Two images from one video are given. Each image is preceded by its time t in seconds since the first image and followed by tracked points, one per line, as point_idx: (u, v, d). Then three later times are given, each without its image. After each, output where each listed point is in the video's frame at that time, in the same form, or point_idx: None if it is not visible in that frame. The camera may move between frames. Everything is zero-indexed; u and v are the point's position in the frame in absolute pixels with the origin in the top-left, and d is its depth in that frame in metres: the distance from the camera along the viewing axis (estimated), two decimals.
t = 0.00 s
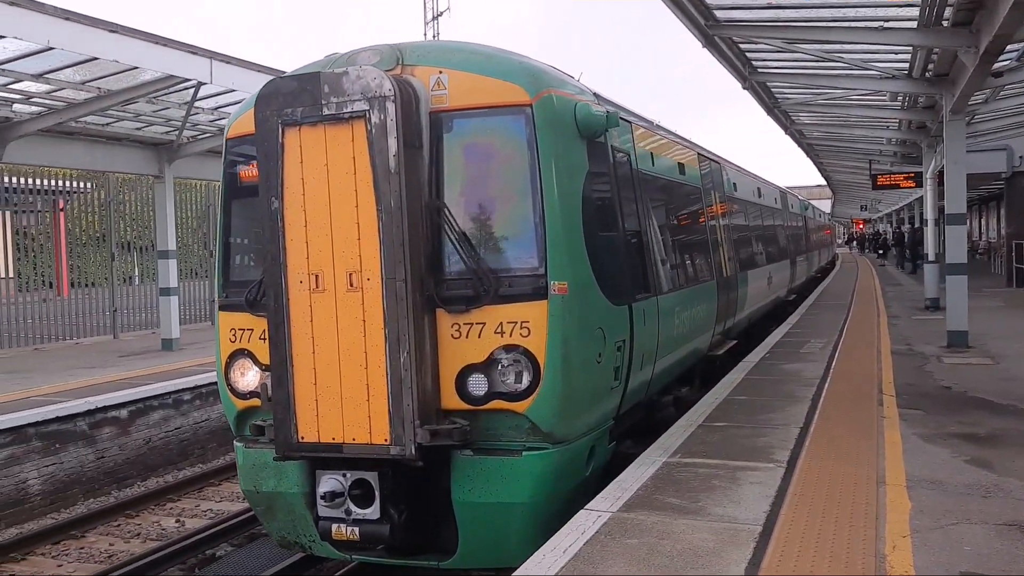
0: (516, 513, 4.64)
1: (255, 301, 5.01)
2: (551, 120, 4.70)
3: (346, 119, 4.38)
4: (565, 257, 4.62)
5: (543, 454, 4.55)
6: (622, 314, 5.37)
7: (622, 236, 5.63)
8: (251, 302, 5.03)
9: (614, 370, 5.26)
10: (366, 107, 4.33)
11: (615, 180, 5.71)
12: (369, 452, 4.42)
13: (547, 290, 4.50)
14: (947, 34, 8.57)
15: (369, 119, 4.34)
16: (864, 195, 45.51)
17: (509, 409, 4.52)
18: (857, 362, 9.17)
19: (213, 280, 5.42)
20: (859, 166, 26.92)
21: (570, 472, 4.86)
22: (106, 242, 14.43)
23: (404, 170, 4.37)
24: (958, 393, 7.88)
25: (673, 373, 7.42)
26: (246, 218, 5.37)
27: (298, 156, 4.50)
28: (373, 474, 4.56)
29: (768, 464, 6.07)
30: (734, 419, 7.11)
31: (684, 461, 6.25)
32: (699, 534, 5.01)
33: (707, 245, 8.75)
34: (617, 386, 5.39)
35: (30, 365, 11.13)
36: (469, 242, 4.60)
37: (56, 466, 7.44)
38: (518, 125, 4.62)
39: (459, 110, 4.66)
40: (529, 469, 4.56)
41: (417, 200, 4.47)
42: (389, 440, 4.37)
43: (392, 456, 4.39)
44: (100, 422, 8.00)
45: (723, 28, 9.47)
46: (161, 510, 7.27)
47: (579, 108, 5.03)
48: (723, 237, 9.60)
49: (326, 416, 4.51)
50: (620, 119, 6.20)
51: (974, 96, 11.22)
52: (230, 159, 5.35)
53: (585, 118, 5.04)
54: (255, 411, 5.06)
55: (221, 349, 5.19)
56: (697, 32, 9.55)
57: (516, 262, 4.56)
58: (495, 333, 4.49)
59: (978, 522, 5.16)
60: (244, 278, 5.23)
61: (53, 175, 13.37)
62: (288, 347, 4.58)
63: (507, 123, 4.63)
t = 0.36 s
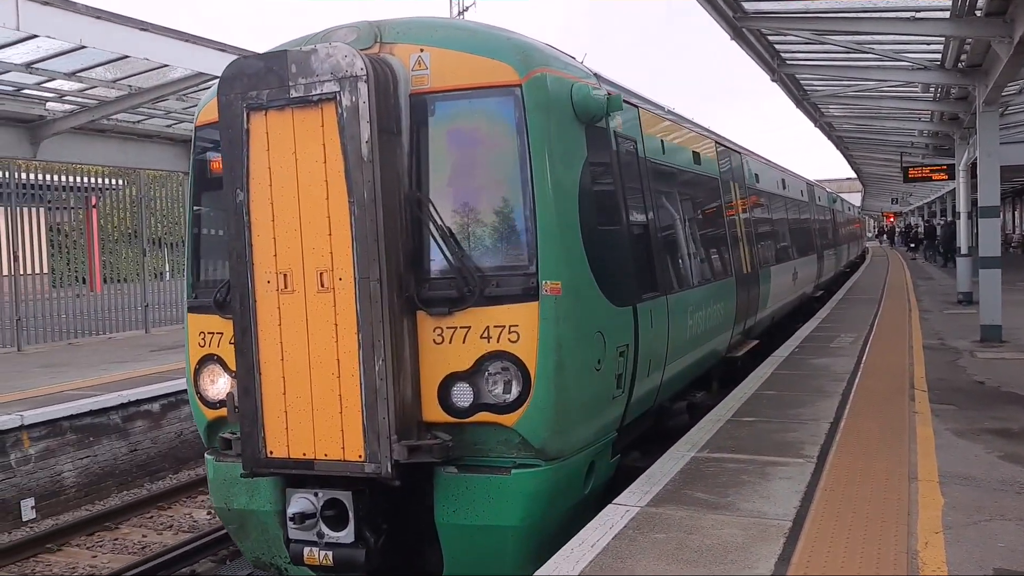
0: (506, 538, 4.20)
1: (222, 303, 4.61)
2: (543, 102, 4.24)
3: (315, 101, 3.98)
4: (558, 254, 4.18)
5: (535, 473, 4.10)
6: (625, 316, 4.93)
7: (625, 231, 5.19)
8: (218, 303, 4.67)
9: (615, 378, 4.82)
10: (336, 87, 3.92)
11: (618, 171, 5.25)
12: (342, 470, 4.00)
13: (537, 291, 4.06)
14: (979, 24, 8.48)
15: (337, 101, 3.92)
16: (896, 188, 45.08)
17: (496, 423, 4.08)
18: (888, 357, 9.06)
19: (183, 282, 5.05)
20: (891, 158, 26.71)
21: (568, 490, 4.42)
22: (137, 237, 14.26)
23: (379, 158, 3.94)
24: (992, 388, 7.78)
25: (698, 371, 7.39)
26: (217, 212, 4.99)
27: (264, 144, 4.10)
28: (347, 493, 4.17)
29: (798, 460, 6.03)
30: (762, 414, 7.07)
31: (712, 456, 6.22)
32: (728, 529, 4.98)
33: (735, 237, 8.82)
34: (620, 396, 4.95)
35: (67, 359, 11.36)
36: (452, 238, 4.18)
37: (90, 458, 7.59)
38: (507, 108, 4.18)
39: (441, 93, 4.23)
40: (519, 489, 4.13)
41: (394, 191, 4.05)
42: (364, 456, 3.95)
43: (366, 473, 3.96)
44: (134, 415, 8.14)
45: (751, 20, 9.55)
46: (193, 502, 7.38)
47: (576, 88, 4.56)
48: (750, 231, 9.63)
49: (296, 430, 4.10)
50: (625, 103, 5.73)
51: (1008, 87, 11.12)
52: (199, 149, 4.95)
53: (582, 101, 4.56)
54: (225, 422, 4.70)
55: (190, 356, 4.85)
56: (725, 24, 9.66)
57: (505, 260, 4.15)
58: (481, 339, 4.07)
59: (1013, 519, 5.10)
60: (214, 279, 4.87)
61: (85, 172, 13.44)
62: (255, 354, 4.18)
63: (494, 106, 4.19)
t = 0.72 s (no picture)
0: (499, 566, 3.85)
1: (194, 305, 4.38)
2: (537, 85, 3.88)
3: (287, 86, 3.71)
4: (555, 252, 3.82)
5: (531, 494, 3.75)
6: (634, 320, 4.54)
7: (635, 226, 4.78)
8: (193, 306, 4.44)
9: (623, 388, 4.43)
10: (308, 69, 3.64)
11: (627, 160, 4.85)
12: (317, 490, 3.73)
13: (532, 293, 3.71)
14: None
15: (310, 86, 3.65)
16: (936, 180, 44.39)
17: (486, 439, 3.74)
18: (930, 352, 8.90)
19: (158, 279, 4.90)
20: (932, 151, 26.33)
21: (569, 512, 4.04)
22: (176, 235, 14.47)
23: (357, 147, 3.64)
24: None
25: (717, 380, 6.87)
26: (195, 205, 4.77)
27: (234, 133, 3.85)
28: (323, 516, 3.86)
29: (837, 457, 5.95)
30: (800, 411, 6.99)
31: (750, 452, 6.16)
32: (765, 526, 4.93)
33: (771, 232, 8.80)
34: (629, 406, 4.56)
35: (109, 353, 11.58)
36: (436, 236, 3.84)
37: (131, 452, 7.73)
38: (499, 92, 3.83)
39: (426, 76, 3.90)
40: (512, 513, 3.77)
41: (374, 183, 3.75)
42: (341, 476, 3.68)
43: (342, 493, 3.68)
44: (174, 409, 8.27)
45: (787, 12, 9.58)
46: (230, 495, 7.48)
47: (577, 69, 4.19)
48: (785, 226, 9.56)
49: (269, 446, 3.85)
50: (635, 86, 5.31)
51: None
52: (173, 137, 4.74)
53: (585, 84, 4.20)
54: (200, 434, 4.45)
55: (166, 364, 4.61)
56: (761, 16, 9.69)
57: (496, 259, 3.80)
58: (470, 346, 3.73)
59: None
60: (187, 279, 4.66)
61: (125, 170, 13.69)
62: (225, 363, 3.93)
63: (484, 90, 3.85)
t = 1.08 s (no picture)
0: None
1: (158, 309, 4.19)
2: (526, 66, 3.61)
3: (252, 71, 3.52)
4: (545, 252, 3.57)
5: (516, 518, 3.51)
6: (637, 326, 4.26)
7: (639, 221, 4.52)
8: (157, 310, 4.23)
9: (624, 398, 4.16)
10: (273, 51, 3.45)
11: (630, 151, 4.59)
12: (285, 512, 3.56)
13: (518, 296, 3.47)
14: None
15: (275, 71, 3.46)
16: (969, 173, 43.81)
17: (469, 456, 3.51)
18: (965, 348, 8.78)
19: (127, 279, 4.71)
20: (967, 144, 26.03)
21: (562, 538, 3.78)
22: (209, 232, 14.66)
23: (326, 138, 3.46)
24: None
25: (736, 385, 6.64)
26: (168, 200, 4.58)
27: (195, 122, 3.67)
28: (295, 539, 3.68)
29: (871, 454, 5.91)
30: (832, 407, 6.94)
31: (781, 449, 6.13)
32: (797, 523, 4.90)
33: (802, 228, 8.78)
34: (632, 418, 4.30)
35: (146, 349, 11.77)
36: (415, 233, 3.63)
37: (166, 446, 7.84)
38: (483, 75, 3.60)
39: (405, 57, 3.69)
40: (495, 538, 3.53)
41: (346, 176, 3.56)
42: (310, 496, 3.51)
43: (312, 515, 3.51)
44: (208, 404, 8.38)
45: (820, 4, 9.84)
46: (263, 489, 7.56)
47: (572, 51, 3.95)
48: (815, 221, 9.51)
49: (235, 464, 3.69)
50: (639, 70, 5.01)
51: None
52: (141, 127, 4.48)
53: (580, 67, 3.97)
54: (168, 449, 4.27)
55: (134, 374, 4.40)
56: (795, 11, 9.96)
57: (482, 259, 3.58)
58: (452, 354, 3.51)
59: None
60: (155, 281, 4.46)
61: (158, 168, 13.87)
62: (190, 371, 3.77)
63: (465, 74, 3.62)
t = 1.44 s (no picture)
0: None
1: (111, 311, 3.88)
2: (506, 49, 3.26)
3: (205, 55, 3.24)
4: (525, 253, 3.23)
5: (492, 542, 3.20)
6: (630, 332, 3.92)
7: (633, 218, 4.15)
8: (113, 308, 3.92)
9: (615, 410, 3.82)
10: (224, 32, 3.18)
11: (624, 144, 4.21)
12: (241, 533, 3.28)
13: (494, 300, 3.15)
14: None
15: (229, 56, 3.18)
16: (993, 168, 43.40)
17: (440, 475, 3.20)
18: (990, 346, 8.69)
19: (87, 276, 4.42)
20: (992, 139, 25.83)
21: (547, 565, 3.45)
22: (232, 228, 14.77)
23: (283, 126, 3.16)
24: None
25: (746, 390, 6.36)
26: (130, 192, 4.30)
27: (145, 108, 3.38)
28: (250, 565, 3.39)
29: (895, 452, 5.86)
30: (855, 405, 6.89)
31: (803, 447, 6.09)
32: (820, 522, 4.87)
33: (822, 225, 8.75)
34: (624, 430, 3.96)
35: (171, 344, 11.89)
36: (382, 230, 3.30)
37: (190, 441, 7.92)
38: (457, 57, 3.24)
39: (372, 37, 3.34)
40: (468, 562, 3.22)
41: (308, 168, 3.26)
42: (267, 518, 3.23)
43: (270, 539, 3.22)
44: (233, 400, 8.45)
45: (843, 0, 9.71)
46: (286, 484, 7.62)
47: (556, 33, 3.56)
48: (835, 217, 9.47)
49: (190, 481, 3.40)
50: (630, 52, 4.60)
51: None
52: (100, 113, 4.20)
53: (564, 49, 3.58)
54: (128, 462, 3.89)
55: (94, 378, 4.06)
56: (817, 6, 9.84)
57: (457, 259, 3.24)
58: (422, 363, 3.20)
59: None
60: (108, 280, 4.00)
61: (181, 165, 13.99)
62: (140, 381, 3.48)
63: (436, 56, 3.27)
